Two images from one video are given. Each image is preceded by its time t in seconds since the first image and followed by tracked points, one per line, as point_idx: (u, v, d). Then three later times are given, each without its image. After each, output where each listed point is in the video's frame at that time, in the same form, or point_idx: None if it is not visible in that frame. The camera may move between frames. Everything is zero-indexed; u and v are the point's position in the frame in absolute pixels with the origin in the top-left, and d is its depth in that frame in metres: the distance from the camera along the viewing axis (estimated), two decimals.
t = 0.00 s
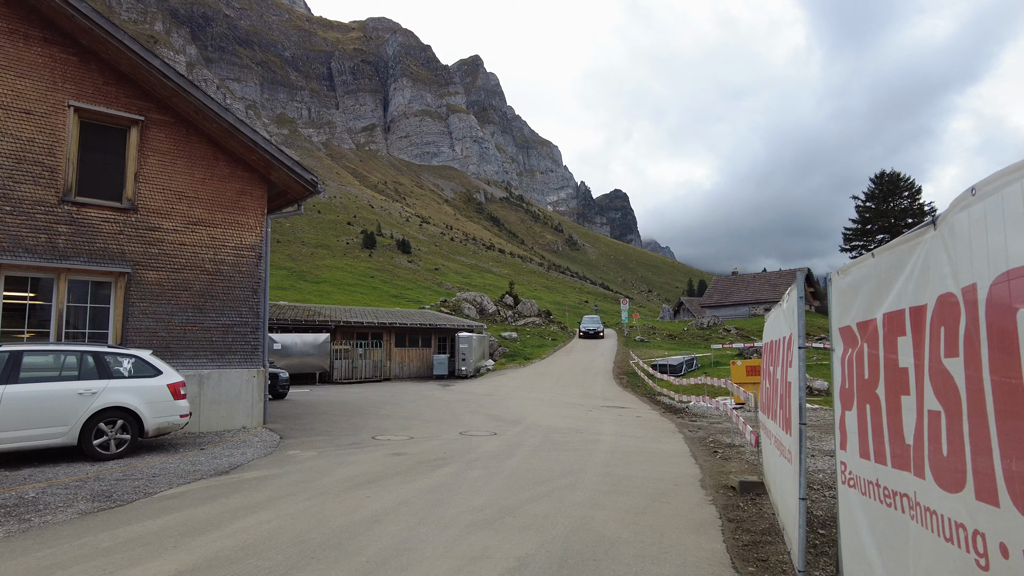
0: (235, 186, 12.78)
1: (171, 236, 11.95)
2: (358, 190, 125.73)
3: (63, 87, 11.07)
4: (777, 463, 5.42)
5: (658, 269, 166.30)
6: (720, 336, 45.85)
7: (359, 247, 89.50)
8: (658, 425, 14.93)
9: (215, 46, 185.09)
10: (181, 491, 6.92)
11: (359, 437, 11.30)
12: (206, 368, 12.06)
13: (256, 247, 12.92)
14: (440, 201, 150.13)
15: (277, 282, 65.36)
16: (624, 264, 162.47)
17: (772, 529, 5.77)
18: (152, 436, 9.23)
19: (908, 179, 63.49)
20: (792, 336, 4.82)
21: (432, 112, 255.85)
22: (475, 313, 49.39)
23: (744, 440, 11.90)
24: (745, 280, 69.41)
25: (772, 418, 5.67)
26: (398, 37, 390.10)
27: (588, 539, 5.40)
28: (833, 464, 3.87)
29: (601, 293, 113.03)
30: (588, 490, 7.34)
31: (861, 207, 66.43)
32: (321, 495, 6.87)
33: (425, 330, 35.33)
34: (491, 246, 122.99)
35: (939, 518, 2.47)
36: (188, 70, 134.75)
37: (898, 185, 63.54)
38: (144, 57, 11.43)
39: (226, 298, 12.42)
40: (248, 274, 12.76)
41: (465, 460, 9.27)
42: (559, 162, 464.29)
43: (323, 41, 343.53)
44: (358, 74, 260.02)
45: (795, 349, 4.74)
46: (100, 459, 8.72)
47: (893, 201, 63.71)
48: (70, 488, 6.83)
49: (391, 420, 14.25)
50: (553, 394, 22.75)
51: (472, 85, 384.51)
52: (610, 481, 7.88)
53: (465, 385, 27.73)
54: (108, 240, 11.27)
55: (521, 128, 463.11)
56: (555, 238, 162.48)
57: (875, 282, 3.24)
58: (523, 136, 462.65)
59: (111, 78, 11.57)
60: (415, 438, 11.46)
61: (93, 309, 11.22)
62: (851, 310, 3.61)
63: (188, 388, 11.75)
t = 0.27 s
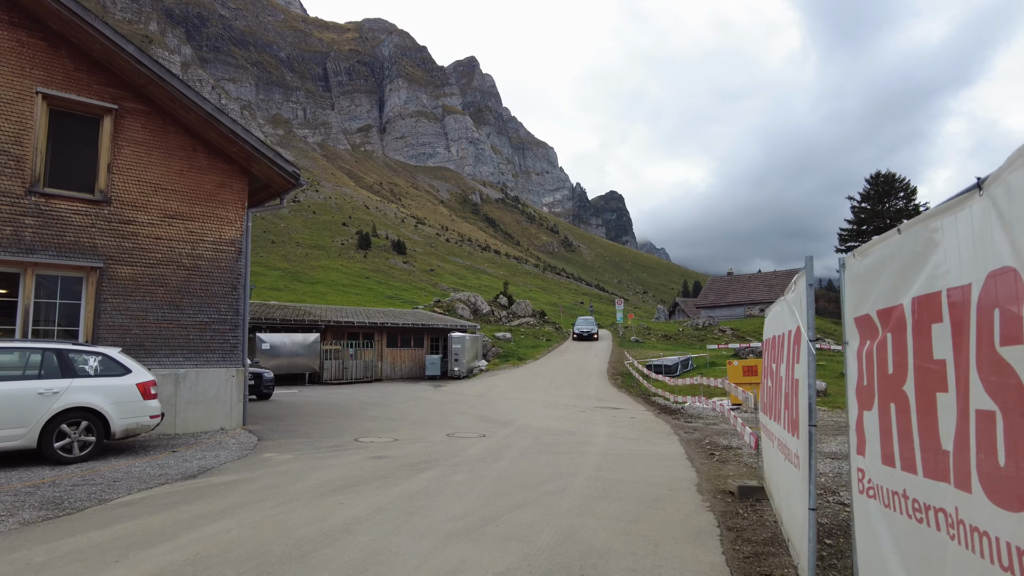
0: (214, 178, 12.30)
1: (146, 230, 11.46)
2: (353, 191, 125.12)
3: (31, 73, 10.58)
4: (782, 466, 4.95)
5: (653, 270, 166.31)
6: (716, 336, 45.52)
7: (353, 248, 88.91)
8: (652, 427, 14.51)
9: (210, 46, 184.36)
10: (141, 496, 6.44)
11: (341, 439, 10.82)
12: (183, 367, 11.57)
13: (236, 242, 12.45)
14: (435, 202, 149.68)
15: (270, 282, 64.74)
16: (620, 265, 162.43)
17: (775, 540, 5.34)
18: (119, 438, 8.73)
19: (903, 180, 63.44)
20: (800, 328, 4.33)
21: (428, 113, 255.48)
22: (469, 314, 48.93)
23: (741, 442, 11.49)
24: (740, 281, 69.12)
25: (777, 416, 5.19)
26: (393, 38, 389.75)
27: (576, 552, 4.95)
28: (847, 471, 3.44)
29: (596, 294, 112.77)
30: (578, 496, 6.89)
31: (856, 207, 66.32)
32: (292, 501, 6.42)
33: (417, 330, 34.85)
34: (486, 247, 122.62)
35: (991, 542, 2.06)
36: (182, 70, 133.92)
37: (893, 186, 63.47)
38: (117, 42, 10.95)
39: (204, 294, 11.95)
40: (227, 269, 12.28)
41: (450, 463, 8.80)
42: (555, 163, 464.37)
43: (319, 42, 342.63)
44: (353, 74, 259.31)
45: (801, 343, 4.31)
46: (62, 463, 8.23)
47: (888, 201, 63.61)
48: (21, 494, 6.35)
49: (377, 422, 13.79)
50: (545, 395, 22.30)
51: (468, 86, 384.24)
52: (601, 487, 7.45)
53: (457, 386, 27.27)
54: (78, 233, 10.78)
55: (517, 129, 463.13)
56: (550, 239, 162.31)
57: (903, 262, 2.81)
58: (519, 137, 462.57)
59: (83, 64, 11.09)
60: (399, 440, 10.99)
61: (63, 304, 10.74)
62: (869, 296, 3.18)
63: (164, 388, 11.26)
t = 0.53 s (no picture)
0: (191, 172, 11.79)
1: (116, 224, 10.92)
2: (346, 194, 124.52)
3: None
4: (790, 476, 4.45)
5: (646, 273, 166.34)
6: (709, 339, 45.19)
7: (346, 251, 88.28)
8: (646, 431, 14.06)
9: (203, 48, 183.63)
10: (91, 508, 5.90)
11: (321, 445, 10.28)
12: (156, 369, 11.02)
13: (214, 239, 11.94)
14: (429, 205, 149.24)
15: (261, 285, 64.08)
16: (614, 268, 162.34)
17: (783, 558, 4.86)
18: (80, 444, 8.19)
19: (896, 183, 63.42)
20: (811, 323, 3.80)
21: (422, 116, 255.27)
22: (461, 316, 48.37)
23: (738, 447, 11.06)
24: (734, 284, 68.90)
25: (784, 420, 4.67)
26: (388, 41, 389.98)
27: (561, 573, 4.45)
28: (873, 485, 3.00)
29: (590, 297, 112.49)
30: (567, 507, 6.40)
31: (849, 210, 66.27)
32: (257, 514, 5.91)
33: (408, 332, 34.31)
34: (480, 250, 122.24)
35: None
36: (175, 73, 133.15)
37: (886, 189, 63.49)
38: (85, 26, 10.44)
39: (179, 293, 11.42)
40: (203, 267, 11.75)
41: (433, 471, 8.30)
42: (549, 167, 464.69)
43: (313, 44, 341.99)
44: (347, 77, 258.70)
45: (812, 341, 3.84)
46: (16, 470, 7.71)
47: (882, 204, 63.57)
48: None
49: (361, 427, 13.29)
50: (537, 399, 21.83)
51: (462, 89, 384.13)
52: (592, 497, 6.96)
53: (447, 389, 26.74)
54: (43, 228, 10.24)
55: (511, 133, 463.50)
56: (544, 242, 162.18)
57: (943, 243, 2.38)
58: (513, 140, 463.02)
59: (50, 51, 10.58)
60: (382, 446, 10.49)
61: (27, 303, 10.20)
62: (902, 282, 2.73)
63: (135, 392, 10.71)
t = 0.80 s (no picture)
0: (171, 163, 11.32)
1: (92, 216, 10.45)
2: (344, 194, 124.03)
3: None
4: (804, 481, 4.02)
5: (645, 274, 166.08)
6: (708, 339, 44.80)
7: (343, 251, 87.83)
8: (645, 432, 13.61)
9: (201, 48, 183.10)
10: (45, 515, 5.46)
11: (305, 447, 9.83)
12: (134, 368, 10.55)
13: (196, 233, 11.48)
14: (427, 206, 148.79)
15: (258, 285, 63.63)
16: (611, 269, 162.08)
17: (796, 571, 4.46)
18: (45, 447, 7.73)
19: (895, 183, 63.20)
20: (833, 311, 3.35)
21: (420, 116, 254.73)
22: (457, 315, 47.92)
23: (741, 449, 10.63)
24: (732, 284, 68.55)
25: (798, 419, 4.22)
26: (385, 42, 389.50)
27: None
28: (915, 497, 2.60)
29: (588, 298, 112.11)
30: (562, 516, 5.95)
31: (848, 210, 65.99)
32: (225, 521, 5.47)
33: (403, 332, 33.86)
34: (478, 251, 121.83)
35: None
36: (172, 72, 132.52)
37: (885, 189, 63.27)
38: (58, 9, 9.98)
39: (159, 288, 10.94)
40: (185, 261, 11.28)
41: (419, 474, 7.85)
42: (547, 167, 464.59)
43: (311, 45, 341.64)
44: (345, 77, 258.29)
45: (834, 331, 3.43)
46: None
47: (881, 204, 63.32)
48: None
49: (349, 428, 12.84)
50: (534, 399, 21.37)
51: (460, 90, 384.01)
52: (587, 503, 6.52)
53: (442, 390, 26.29)
54: (13, 219, 9.79)
55: (509, 134, 463.37)
56: (542, 243, 161.76)
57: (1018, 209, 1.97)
58: (511, 141, 462.82)
59: (22, 36, 10.14)
60: (369, 448, 10.03)
61: None
62: (956, 260, 2.33)
63: (111, 392, 10.23)
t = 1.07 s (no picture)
0: (149, 157, 10.88)
1: (64, 211, 9.99)
2: (340, 195, 123.59)
3: None
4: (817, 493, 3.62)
5: (642, 276, 165.83)
6: (706, 341, 44.42)
7: (341, 253, 87.30)
8: (642, 436, 13.18)
9: (198, 49, 182.76)
10: None
11: (285, 453, 9.39)
12: (108, 369, 10.08)
13: (175, 229, 11.04)
14: (424, 208, 148.43)
15: (255, 287, 63.19)
16: (609, 271, 161.80)
17: None
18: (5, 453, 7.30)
19: (893, 184, 62.95)
20: (853, 303, 2.94)
21: (418, 118, 254.53)
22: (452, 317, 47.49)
23: (742, 455, 10.20)
24: (730, 286, 68.21)
25: (809, 423, 3.84)
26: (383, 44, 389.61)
27: None
28: (958, 521, 2.22)
29: (585, 300, 111.78)
30: (551, 530, 5.52)
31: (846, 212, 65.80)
32: (184, 535, 5.05)
33: (397, 334, 33.42)
34: (475, 253, 121.45)
35: None
36: (169, 74, 132.09)
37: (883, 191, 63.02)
38: None
39: (135, 286, 10.48)
40: (163, 258, 10.83)
41: (401, 483, 7.40)
42: (544, 170, 464.67)
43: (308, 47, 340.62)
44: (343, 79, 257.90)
45: (851, 327, 3.05)
46: None
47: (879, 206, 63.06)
48: None
49: (335, 432, 12.38)
50: (528, 402, 20.91)
51: (457, 92, 383.71)
52: (578, 515, 6.09)
53: (436, 392, 25.87)
54: None
55: (507, 136, 463.49)
56: (539, 245, 161.46)
57: None
58: (509, 144, 462.99)
59: None
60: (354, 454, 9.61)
61: None
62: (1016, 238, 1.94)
63: (83, 394, 9.78)
